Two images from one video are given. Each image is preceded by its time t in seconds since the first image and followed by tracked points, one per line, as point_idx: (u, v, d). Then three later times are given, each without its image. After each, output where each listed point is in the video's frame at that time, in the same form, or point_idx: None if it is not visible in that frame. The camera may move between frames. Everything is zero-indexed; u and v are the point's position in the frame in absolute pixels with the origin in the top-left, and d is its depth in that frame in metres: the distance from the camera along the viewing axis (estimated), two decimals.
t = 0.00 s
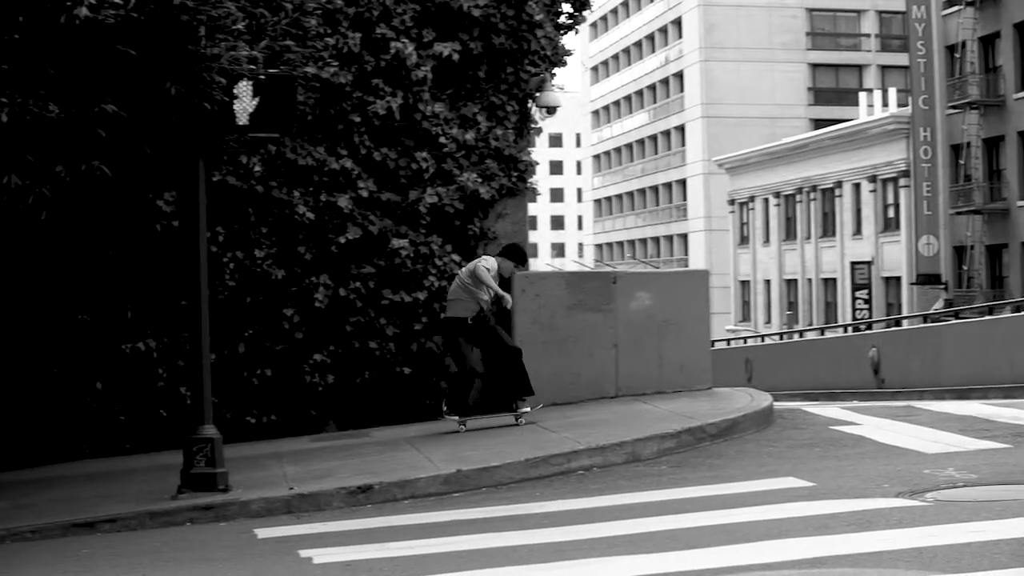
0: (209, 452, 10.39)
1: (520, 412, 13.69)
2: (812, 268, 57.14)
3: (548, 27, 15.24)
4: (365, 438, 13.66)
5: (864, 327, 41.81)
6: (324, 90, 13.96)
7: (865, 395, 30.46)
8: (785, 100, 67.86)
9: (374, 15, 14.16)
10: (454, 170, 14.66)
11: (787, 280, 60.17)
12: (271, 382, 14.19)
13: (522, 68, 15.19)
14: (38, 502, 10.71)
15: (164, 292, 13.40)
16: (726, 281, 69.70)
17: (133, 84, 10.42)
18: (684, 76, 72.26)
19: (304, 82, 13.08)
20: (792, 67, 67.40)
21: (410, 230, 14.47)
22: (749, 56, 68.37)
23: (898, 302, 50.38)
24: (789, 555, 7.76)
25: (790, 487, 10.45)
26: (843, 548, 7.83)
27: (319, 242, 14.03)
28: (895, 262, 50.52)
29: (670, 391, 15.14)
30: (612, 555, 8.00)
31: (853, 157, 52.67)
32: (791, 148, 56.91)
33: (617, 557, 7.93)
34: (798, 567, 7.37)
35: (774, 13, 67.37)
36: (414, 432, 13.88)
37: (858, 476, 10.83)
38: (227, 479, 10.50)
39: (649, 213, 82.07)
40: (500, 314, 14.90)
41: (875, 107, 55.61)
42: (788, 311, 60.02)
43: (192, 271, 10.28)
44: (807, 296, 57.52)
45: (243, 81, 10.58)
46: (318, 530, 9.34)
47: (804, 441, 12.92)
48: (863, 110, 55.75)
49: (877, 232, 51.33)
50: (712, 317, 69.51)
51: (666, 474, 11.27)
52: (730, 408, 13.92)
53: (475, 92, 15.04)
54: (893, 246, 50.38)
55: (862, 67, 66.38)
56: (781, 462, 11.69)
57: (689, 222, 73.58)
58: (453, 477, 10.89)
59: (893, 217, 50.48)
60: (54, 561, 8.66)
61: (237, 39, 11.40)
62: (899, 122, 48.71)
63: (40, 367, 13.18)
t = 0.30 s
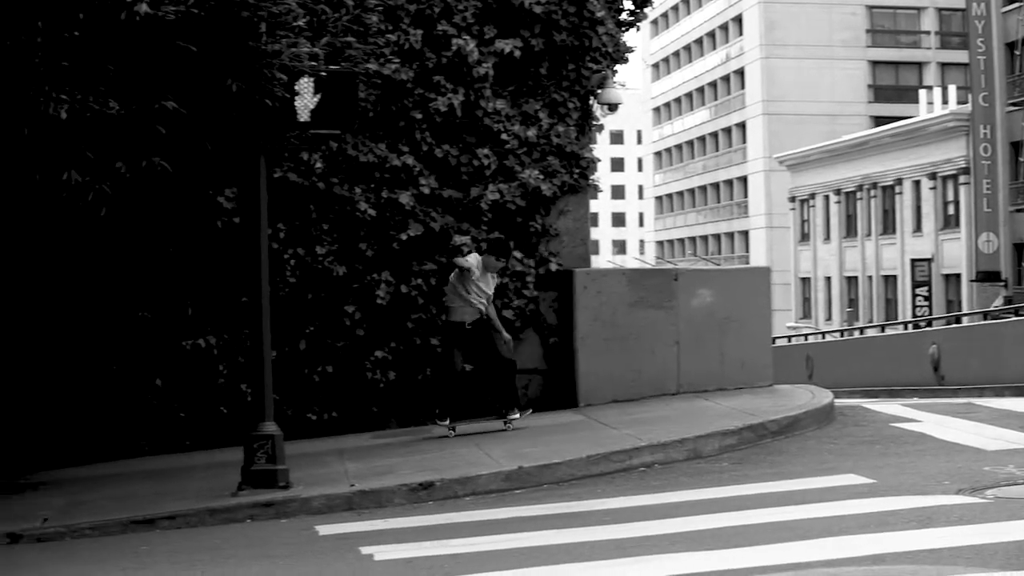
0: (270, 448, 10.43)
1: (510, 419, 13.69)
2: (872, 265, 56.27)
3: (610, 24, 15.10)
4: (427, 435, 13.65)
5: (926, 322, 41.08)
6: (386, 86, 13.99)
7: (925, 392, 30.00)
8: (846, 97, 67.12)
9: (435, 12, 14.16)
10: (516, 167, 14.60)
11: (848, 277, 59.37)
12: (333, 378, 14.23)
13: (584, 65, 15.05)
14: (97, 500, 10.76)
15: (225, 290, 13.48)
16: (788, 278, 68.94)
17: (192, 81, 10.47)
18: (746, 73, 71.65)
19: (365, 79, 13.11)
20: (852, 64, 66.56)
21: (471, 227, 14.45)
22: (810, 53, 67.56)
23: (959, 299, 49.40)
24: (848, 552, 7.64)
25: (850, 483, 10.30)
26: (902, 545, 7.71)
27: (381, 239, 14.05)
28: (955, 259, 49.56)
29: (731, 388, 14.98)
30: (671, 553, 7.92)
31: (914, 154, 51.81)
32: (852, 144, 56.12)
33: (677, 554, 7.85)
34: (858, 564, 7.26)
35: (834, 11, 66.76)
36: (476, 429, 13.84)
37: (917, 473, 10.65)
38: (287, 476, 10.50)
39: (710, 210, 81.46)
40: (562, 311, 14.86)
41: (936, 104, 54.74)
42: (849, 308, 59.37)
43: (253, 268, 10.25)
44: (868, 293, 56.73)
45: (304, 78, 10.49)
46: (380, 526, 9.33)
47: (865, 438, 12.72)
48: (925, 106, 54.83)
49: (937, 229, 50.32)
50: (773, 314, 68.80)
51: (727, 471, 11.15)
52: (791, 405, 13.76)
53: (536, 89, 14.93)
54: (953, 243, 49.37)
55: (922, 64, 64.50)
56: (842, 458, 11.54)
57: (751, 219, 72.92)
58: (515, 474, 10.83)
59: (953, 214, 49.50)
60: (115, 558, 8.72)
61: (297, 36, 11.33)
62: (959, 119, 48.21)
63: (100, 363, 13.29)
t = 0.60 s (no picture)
0: (332, 445, 10.43)
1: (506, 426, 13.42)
2: (933, 262, 55.63)
3: (671, 21, 15.08)
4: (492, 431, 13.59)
5: (994, 318, 40.52)
6: (449, 83, 13.97)
7: (990, 389, 29.58)
8: (908, 94, 66.50)
9: (498, 8, 14.11)
10: (579, 163, 14.56)
11: (909, 274, 58.72)
12: (397, 375, 14.22)
13: (647, 61, 14.99)
14: (159, 496, 10.81)
15: (287, 286, 13.50)
16: (849, 275, 68.32)
17: (254, 77, 10.49)
18: (807, 70, 71.12)
19: (428, 75, 13.10)
20: (914, 62, 65.80)
21: (534, 223, 14.41)
22: (872, 50, 66.86)
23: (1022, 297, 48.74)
24: (910, 548, 7.54)
25: (913, 480, 10.16)
26: (966, 542, 7.58)
27: (443, 235, 14.03)
28: (1017, 256, 48.87)
29: (794, 385, 14.86)
30: (735, 548, 7.84)
31: (976, 151, 51.20)
32: (913, 141, 55.54)
33: (740, 550, 7.77)
34: (921, 560, 7.16)
35: (896, 7, 65.75)
36: (539, 426, 13.79)
37: (980, 470, 10.49)
38: (350, 473, 10.51)
39: (771, 206, 80.90)
40: (626, 307, 14.79)
41: (999, 101, 54.07)
42: (910, 305, 58.77)
43: (315, 267, 10.30)
44: (929, 290, 56.16)
45: (368, 75, 10.56)
46: (443, 523, 9.30)
47: (927, 435, 12.57)
48: (988, 102, 54.13)
49: (998, 227, 49.69)
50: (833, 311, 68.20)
51: (790, 468, 11.04)
52: (853, 402, 13.61)
53: (599, 86, 14.86)
54: (1015, 240, 48.72)
55: (982, 61, 63.75)
56: (905, 455, 11.39)
57: (812, 215, 72.38)
58: (579, 470, 10.78)
59: (1015, 211, 48.84)
60: (179, 553, 8.78)
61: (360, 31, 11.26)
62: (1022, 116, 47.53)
63: (161, 360, 13.33)
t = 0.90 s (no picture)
0: (398, 440, 10.45)
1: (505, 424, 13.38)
2: (998, 257, 54.85)
3: (737, 17, 15.00)
4: (558, 427, 13.58)
5: None
6: (515, 78, 13.95)
7: None
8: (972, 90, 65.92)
9: (564, 3, 14.08)
10: (645, 159, 14.53)
11: (974, 270, 57.94)
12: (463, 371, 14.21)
13: (712, 57, 14.91)
14: (225, 492, 10.88)
15: (354, 282, 13.59)
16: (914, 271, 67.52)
17: (321, 72, 10.50)
18: (872, 66, 70.35)
19: (494, 71, 13.09)
20: (978, 58, 65.11)
21: (601, 219, 14.37)
22: (936, 46, 66.04)
23: None
24: (979, 543, 7.43)
25: (981, 475, 10.03)
26: None
27: (510, 230, 14.03)
28: None
29: (859, 380, 14.71)
30: (802, 544, 7.77)
31: None
32: (978, 136, 54.81)
33: (807, 546, 7.69)
34: (990, 556, 7.06)
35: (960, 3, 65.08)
36: (605, 421, 13.75)
37: None
38: (416, 468, 10.53)
39: (836, 202, 80.17)
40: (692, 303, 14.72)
41: None
42: (975, 301, 57.98)
43: (383, 260, 10.34)
44: (994, 286, 55.40)
45: (434, 70, 10.55)
46: (509, 518, 9.30)
47: (994, 430, 12.40)
48: None
49: None
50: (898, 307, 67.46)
51: (856, 463, 10.94)
52: (919, 397, 13.46)
53: (666, 81, 14.80)
54: None
55: None
56: (971, 450, 11.25)
57: (876, 211, 71.67)
58: (644, 466, 10.74)
59: None
60: (246, 548, 8.84)
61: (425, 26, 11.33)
62: None
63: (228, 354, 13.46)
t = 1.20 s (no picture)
0: (462, 435, 10.46)
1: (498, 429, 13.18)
2: None
3: (801, 12, 14.91)
4: (621, 423, 13.55)
5: None
6: (579, 73, 13.95)
7: None
8: None
9: None
10: (710, 154, 14.43)
11: None
12: (528, 367, 14.22)
13: (776, 53, 14.83)
14: (287, 487, 10.97)
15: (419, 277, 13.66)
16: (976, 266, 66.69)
17: (385, 68, 10.63)
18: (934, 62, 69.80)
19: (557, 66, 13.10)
20: None
21: (665, 214, 14.32)
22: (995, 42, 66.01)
23: None
24: None
25: None
26: None
27: (574, 225, 14.04)
28: None
29: (923, 376, 14.57)
30: (865, 539, 7.71)
31: None
32: None
33: (870, 541, 7.63)
34: None
35: None
36: (668, 416, 13.69)
37: None
38: (479, 463, 10.55)
39: (899, 198, 79.37)
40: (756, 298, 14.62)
41: None
42: None
43: (447, 254, 10.36)
44: None
45: (498, 65, 10.52)
46: (571, 513, 9.29)
47: None
48: None
49: None
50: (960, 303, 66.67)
51: (920, 458, 10.83)
52: (981, 392, 13.32)
53: (729, 77, 14.77)
54: None
55: None
56: None
57: (939, 207, 70.90)
58: (708, 461, 10.71)
59: None
60: (309, 543, 8.91)
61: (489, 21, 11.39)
62: None
63: (292, 349, 13.54)
